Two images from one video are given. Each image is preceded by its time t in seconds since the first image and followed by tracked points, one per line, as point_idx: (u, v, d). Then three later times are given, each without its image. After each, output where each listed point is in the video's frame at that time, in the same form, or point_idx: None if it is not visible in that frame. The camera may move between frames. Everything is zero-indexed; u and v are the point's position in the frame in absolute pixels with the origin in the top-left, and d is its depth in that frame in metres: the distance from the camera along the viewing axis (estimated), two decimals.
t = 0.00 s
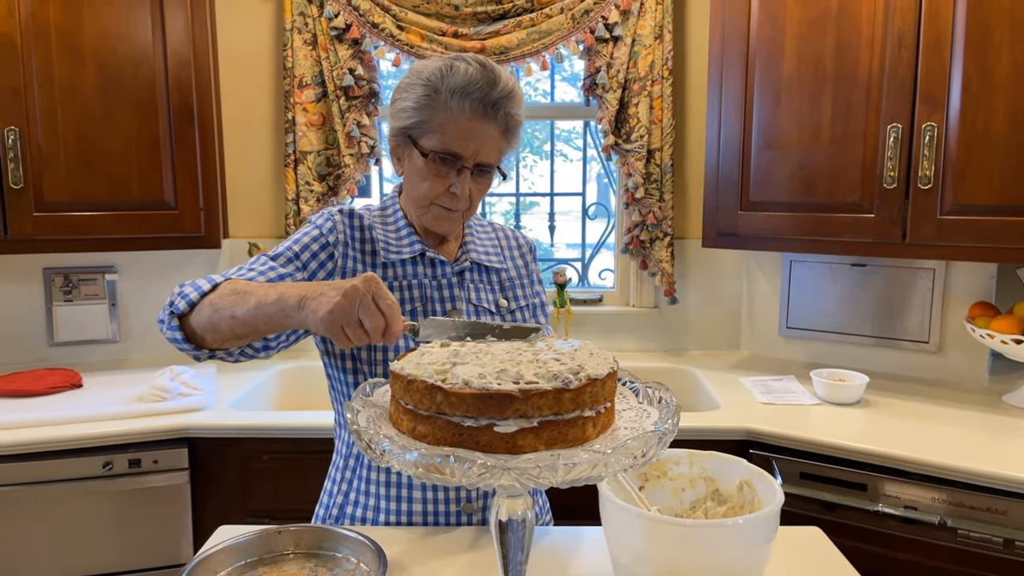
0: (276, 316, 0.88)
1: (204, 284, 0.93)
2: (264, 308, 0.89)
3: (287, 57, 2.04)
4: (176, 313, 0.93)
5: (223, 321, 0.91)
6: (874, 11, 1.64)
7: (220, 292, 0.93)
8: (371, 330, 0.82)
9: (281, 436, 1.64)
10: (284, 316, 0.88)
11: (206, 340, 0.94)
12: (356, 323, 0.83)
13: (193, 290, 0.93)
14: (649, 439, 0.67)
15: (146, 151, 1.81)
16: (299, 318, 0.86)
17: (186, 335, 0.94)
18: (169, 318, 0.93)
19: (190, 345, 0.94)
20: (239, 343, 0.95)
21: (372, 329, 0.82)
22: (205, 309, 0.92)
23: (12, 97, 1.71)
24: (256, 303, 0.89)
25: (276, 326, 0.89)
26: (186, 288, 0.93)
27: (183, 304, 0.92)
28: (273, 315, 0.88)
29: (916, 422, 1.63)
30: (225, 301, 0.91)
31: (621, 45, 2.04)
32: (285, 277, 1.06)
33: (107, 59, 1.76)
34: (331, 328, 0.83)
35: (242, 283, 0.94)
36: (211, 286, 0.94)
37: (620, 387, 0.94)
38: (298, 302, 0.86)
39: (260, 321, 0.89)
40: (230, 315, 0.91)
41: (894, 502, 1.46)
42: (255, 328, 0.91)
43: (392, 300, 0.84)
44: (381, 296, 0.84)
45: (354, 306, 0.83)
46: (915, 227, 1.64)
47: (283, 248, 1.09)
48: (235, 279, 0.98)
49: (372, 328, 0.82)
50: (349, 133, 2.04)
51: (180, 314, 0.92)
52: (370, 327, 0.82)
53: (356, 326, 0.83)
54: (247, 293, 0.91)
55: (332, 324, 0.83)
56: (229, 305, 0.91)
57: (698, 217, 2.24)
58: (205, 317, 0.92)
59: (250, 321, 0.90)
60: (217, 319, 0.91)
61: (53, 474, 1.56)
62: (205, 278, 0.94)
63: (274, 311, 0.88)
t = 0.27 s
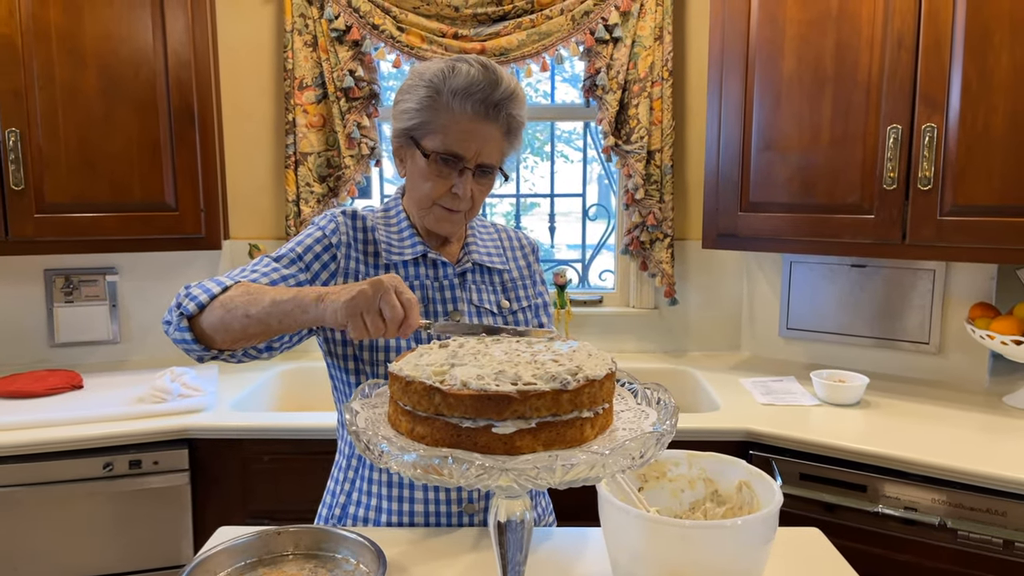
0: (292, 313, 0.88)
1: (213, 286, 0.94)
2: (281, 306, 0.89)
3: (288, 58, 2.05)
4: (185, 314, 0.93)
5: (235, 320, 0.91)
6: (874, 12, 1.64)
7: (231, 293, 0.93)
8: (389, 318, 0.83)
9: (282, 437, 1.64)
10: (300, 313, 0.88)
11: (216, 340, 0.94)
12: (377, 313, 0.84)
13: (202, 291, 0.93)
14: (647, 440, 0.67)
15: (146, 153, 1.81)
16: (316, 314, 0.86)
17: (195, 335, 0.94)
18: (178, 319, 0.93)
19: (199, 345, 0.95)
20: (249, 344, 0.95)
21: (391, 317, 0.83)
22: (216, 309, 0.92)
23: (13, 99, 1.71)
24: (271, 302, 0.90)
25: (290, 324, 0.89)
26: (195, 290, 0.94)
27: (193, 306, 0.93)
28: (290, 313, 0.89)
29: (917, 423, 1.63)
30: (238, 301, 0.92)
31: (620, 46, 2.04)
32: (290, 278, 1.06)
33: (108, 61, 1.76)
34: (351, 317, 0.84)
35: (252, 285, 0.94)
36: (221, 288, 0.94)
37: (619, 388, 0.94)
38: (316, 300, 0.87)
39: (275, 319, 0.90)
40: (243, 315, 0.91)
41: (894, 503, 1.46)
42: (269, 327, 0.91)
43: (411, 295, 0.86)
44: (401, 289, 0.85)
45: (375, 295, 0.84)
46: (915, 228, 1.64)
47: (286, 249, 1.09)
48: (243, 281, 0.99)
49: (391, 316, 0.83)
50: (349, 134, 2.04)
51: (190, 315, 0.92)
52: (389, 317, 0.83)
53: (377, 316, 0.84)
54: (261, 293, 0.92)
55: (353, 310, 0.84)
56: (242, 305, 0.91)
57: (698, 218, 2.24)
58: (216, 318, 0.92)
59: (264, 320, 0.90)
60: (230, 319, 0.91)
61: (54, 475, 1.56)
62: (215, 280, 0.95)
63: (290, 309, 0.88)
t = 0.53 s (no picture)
0: (287, 316, 0.89)
1: (213, 287, 0.94)
2: (278, 311, 0.90)
3: (292, 59, 2.05)
4: (183, 314, 0.94)
5: (232, 322, 0.92)
6: (877, 13, 1.64)
7: (230, 295, 0.94)
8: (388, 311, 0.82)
9: (284, 437, 1.64)
10: (297, 315, 0.88)
11: (211, 341, 0.94)
12: (375, 305, 0.82)
13: (201, 293, 0.94)
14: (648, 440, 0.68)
15: (150, 154, 1.82)
16: (310, 318, 0.87)
17: (192, 335, 0.95)
18: (176, 318, 0.94)
19: (195, 345, 0.95)
20: (244, 348, 0.95)
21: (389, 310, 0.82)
22: (215, 310, 0.93)
23: (17, 100, 1.72)
24: (269, 306, 0.91)
25: (283, 329, 0.89)
26: (194, 290, 0.95)
27: (190, 306, 0.93)
28: (285, 317, 0.89)
29: (920, 424, 1.62)
30: (237, 304, 0.92)
31: (623, 47, 2.05)
32: (287, 282, 1.07)
33: (113, 63, 1.77)
34: (349, 305, 0.83)
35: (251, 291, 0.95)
36: (220, 290, 0.95)
37: (621, 389, 0.94)
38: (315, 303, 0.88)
39: (270, 323, 0.90)
40: (240, 317, 0.91)
41: (897, 504, 1.46)
42: (263, 331, 0.91)
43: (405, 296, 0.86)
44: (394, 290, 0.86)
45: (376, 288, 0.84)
46: (918, 228, 1.63)
47: (288, 251, 1.10)
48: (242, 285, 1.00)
49: (390, 309, 0.82)
50: (352, 134, 2.04)
51: (188, 315, 0.93)
52: (388, 309, 0.82)
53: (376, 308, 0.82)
54: (259, 298, 0.93)
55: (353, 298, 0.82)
56: (240, 307, 0.92)
57: (701, 218, 2.24)
58: (213, 318, 0.92)
59: (260, 323, 0.91)
60: (227, 320, 0.92)
61: (58, 475, 1.57)
62: (214, 281, 0.96)
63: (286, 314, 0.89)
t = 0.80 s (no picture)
0: (268, 311, 0.89)
1: (202, 278, 0.95)
2: (259, 305, 0.90)
3: (294, 57, 2.05)
4: (172, 304, 0.94)
5: (217, 314, 0.92)
6: (881, 9, 1.63)
7: (216, 287, 0.94)
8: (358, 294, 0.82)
9: (288, 435, 1.64)
10: (276, 311, 0.88)
11: (197, 331, 0.95)
12: (345, 291, 0.82)
13: (190, 283, 0.94)
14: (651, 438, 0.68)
15: (153, 152, 1.82)
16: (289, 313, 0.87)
17: (179, 325, 0.95)
18: (165, 307, 0.95)
19: (182, 335, 0.96)
20: (229, 340, 0.95)
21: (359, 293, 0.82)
22: (202, 301, 0.93)
23: (20, 98, 1.71)
24: (251, 300, 0.91)
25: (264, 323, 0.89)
26: (183, 280, 0.95)
27: (178, 296, 0.94)
28: (265, 311, 0.89)
29: (924, 421, 1.62)
30: (222, 296, 0.92)
31: (626, 44, 2.04)
32: (280, 277, 1.07)
33: (116, 61, 1.77)
34: (320, 299, 0.83)
35: (239, 284, 0.95)
36: (208, 282, 0.95)
37: (623, 387, 0.94)
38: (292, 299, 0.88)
39: (251, 317, 0.90)
40: (225, 310, 0.91)
41: (900, 502, 1.46)
42: (244, 325, 0.91)
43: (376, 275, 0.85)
44: (366, 270, 0.85)
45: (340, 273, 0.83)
46: (922, 225, 1.63)
47: (286, 246, 1.10)
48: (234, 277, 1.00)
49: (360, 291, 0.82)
50: (355, 132, 2.04)
51: (175, 304, 0.93)
52: (358, 292, 0.82)
53: (345, 294, 0.82)
54: (244, 292, 0.93)
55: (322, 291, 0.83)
56: (226, 300, 0.92)
57: (704, 215, 2.23)
58: (200, 309, 0.93)
59: (242, 318, 0.91)
60: (212, 312, 0.92)
61: (62, 473, 1.57)
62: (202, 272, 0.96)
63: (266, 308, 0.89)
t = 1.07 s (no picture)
0: (296, 315, 0.89)
1: (223, 279, 0.94)
2: (285, 307, 0.89)
3: (296, 52, 2.05)
4: (193, 307, 0.93)
5: (242, 317, 0.91)
6: (885, 4, 1.62)
7: (238, 288, 0.94)
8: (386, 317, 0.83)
9: (289, 431, 1.64)
10: (303, 314, 0.88)
11: (221, 334, 0.95)
12: (372, 314, 0.84)
13: (212, 284, 0.93)
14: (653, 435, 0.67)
15: (154, 148, 1.82)
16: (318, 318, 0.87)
17: (202, 328, 0.94)
18: (186, 311, 0.94)
19: (205, 338, 0.95)
20: (255, 341, 0.95)
21: (388, 316, 0.83)
22: (224, 303, 0.92)
23: (22, 94, 1.71)
24: (276, 301, 0.90)
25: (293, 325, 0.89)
26: (204, 282, 0.94)
27: (200, 298, 0.93)
28: (293, 314, 0.89)
29: (927, 418, 1.62)
30: (245, 298, 0.92)
31: (628, 39, 2.03)
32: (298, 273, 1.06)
33: (117, 57, 1.77)
34: (347, 320, 0.85)
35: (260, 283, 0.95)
36: (229, 282, 0.94)
37: (626, 383, 0.94)
38: (318, 302, 0.87)
39: (278, 319, 0.90)
40: (248, 312, 0.91)
41: (902, 499, 1.46)
42: (272, 328, 0.91)
43: (407, 292, 0.85)
44: (395, 285, 0.85)
45: (370, 296, 0.84)
46: (926, 222, 1.62)
47: (299, 242, 1.10)
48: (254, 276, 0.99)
49: (389, 316, 0.83)
50: (357, 128, 2.04)
51: (197, 307, 0.93)
52: (385, 318, 0.83)
53: (372, 316, 0.84)
54: (266, 291, 0.92)
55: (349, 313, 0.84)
56: (249, 302, 0.91)
57: (706, 211, 2.23)
58: (222, 312, 0.92)
59: (268, 320, 0.90)
60: (236, 315, 0.91)
61: (64, 468, 1.57)
62: (224, 274, 0.95)
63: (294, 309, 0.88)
